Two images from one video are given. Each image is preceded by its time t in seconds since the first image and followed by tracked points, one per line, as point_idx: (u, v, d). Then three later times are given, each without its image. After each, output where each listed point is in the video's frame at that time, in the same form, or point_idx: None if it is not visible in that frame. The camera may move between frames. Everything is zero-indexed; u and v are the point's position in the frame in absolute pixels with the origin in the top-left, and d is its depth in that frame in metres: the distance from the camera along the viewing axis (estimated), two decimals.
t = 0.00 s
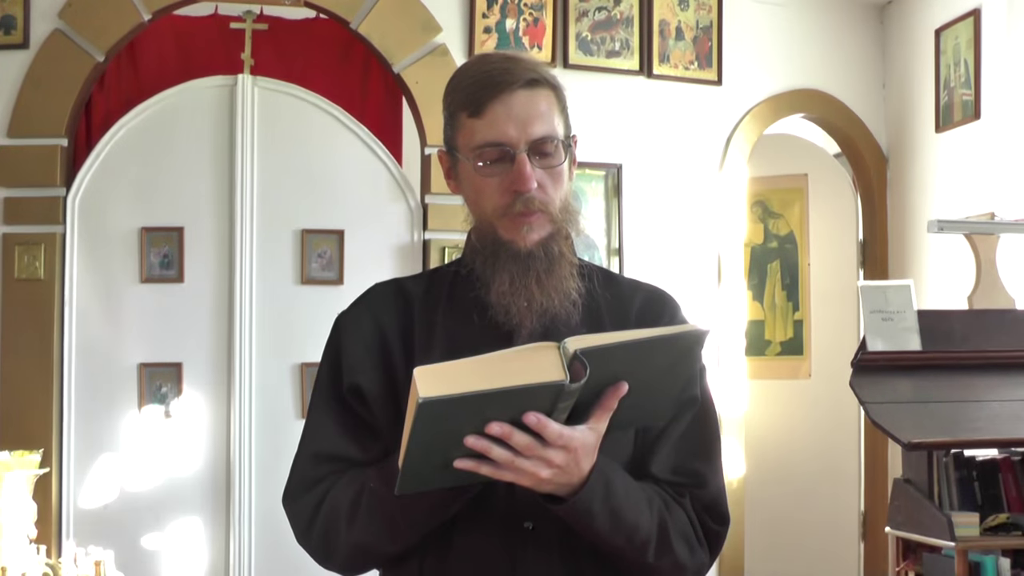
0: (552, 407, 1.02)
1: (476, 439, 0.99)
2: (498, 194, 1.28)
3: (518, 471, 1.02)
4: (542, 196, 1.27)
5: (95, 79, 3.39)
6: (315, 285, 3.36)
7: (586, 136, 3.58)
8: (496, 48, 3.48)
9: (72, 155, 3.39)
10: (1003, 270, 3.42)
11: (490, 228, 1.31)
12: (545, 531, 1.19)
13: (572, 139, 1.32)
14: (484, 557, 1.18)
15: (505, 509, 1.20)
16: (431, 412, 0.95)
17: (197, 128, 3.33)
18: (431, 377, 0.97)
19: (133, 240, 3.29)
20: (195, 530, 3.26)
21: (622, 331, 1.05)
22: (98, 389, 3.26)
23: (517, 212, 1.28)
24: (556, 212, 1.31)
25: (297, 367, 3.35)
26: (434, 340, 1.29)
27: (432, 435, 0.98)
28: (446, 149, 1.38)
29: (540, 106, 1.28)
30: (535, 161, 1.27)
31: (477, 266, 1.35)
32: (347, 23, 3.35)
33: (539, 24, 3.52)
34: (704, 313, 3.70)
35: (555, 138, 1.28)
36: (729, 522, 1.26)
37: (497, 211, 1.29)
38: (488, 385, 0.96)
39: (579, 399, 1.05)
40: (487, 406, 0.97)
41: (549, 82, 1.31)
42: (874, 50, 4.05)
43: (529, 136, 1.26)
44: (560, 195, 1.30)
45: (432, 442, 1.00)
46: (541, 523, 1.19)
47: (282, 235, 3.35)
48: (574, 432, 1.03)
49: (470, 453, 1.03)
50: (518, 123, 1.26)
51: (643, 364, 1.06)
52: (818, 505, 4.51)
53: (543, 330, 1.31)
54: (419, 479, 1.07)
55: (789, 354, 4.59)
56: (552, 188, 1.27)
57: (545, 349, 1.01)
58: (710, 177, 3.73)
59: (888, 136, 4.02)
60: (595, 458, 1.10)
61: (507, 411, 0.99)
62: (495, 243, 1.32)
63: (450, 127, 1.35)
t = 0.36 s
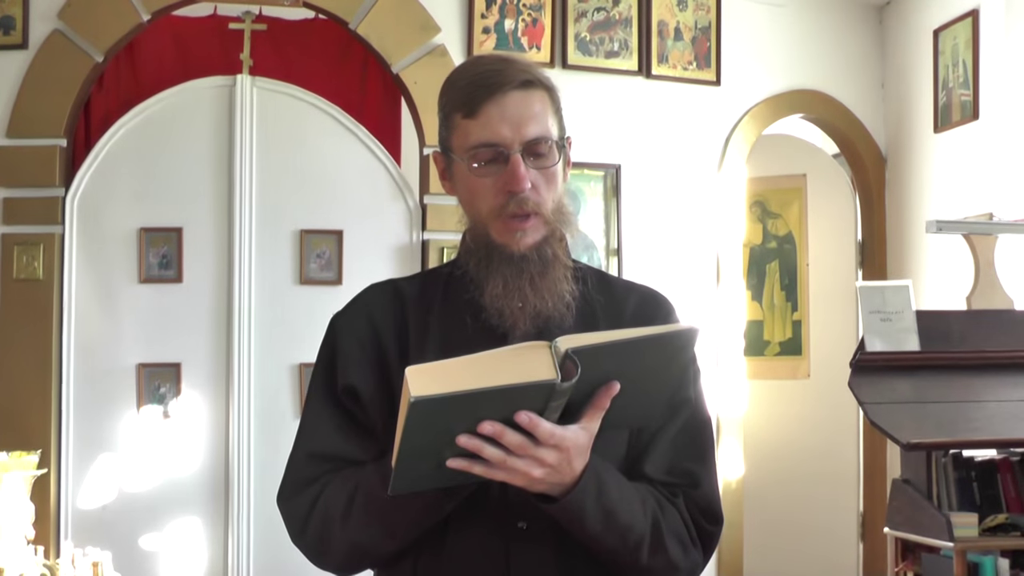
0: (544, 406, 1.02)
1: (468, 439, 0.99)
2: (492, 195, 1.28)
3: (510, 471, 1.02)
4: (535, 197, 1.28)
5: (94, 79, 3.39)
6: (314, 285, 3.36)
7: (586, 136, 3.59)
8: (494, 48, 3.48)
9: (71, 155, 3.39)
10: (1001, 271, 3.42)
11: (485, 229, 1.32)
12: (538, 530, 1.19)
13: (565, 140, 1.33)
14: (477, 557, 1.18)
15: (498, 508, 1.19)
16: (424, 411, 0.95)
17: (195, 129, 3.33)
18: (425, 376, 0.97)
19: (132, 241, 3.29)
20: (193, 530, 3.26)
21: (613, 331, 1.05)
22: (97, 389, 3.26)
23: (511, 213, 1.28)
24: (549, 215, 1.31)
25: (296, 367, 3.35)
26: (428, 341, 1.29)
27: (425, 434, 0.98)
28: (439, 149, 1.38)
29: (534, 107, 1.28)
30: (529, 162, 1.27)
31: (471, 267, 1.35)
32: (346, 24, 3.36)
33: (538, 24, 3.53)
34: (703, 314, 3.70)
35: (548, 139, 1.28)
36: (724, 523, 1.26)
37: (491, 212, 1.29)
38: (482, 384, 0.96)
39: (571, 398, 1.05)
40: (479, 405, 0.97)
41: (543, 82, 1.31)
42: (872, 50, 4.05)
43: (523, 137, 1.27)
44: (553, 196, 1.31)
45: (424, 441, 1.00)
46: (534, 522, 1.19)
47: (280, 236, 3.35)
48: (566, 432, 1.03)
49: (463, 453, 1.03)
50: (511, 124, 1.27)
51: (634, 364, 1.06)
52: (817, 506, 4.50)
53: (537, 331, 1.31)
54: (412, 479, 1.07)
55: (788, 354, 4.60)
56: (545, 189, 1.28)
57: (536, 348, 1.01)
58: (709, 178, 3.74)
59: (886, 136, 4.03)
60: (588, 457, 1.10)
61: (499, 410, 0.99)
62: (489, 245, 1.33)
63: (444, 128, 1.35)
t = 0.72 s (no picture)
0: (536, 406, 1.01)
1: (461, 438, 0.99)
2: (488, 195, 1.28)
3: (503, 470, 1.01)
4: (531, 197, 1.27)
5: (95, 81, 3.39)
6: (315, 286, 3.36)
7: (587, 137, 3.59)
8: (494, 49, 3.48)
9: (72, 157, 3.40)
10: (1002, 271, 3.42)
11: (481, 230, 1.32)
12: (532, 529, 1.19)
13: (561, 140, 1.33)
14: (471, 555, 1.18)
15: (493, 507, 1.19)
16: (416, 410, 0.95)
17: (196, 130, 3.33)
18: (417, 376, 0.97)
19: (133, 242, 3.29)
20: (194, 531, 3.26)
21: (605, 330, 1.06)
22: (98, 390, 3.26)
23: (507, 213, 1.28)
24: (546, 214, 1.31)
25: (297, 368, 3.35)
26: (424, 340, 1.29)
27: (418, 433, 0.98)
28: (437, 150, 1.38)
29: (530, 108, 1.28)
30: (525, 162, 1.27)
31: (468, 267, 1.35)
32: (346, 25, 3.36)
33: (538, 25, 3.53)
34: (703, 315, 3.69)
35: (544, 139, 1.28)
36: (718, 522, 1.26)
37: (487, 212, 1.29)
38: (474, 384, 0.96)
39: (563, 398, 1.05)
40: (471, 404, 0.97)
41: (539, 84, 1.31)
42: (873, 50, 4.05)
43: (519, 138, 1.26)
44: (549, 197, 1.31)
45: (417, 440, 1.00)
46: (528, 521, 1.19)
47: (280, 236, 3.35)
48: (559, 431, 1.03)
49: (455, 452, 1.03)
50: (508, 125, 1.27)
51: (628, 363, 1.06)
52: (818, 508, 4.49)
53: (533, 330, 1.30)
54: (405, 479, 1.07)
55: (788, 355, 4.59)
56: (542, 189, 1.28)
57: (528, 348, 1.01)
58: (709, 179, 3.73)
59: (886, 136, 4.02)
60: (581, 457, 1.10)
61: (491, 408, 0.99)
62: (486, 246, 1.33)
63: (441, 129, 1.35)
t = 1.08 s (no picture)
0: (535, 409, 1.01)
1: (460, 441, 0.99)
2: (496, 197, 1.27)
3: (502, 473, 1.01)
4: (538, 198, 1.27)
5: (98, 81, 3.40)
6: (318, 286, 3.36)
7: (590, 137, 3.59)
8: (497, 50, 3.48)
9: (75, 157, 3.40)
10: (1005, 272, 3.41)
11: (487, 231, 1.32)
12: (532, 530, 1.19)
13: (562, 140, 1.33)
14: (471, 555, 1.18)
15: (492, 509, 1.19)
16: (416, 414, 0.95)
17: (199, 130, 3.33)
18: (418, 380, 0.97)
19: (135, 242, 3.29)
20: (197, 532, 3.26)
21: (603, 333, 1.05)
22: (101, 391, 3.26)
23: (514, 214, 1.28)
24: (549, 214, 1.31)
25: (300, 369, 3.35)
26: (427, 340, 1.29)
27: (418, 435, 0.98)
28: (437, 153, 1.38)
29: (532, 109, 1.28)
30: (530, 163, 1.27)
31: (471, 268, 1.35)
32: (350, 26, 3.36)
33: (541, 25, 3.53)
34: (706, 315, 3.69)
35: (547, 139, 1.28)
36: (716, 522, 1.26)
37: (494, 214, 1.29)
38: (475, 388, 0.96)
39: (562, 401, 1.05)
40: (471, 408, 0.97)
41: (539, 85, 1.32)
42: (877, 51, 4.05)
43: (524, 139, 1.26)
44: (552, 196, 1.31)
45: (417, 443, 1.00)
46: (528, 522, 1.19)
47: (282, 236, 3.35)
48: (558, 434, 1.03)
49: (454, 455, 1.03)
50: (512, 126, 1.26)
51: (626, 365, 1.06)
52: (821, 509, 4.48)
53: (537, 330, 1.30)
54: (405, 480, 1.07)
55: (792, 356, 4.60)
56: (546, 189, 1.28)
57: (528, 351, 1.01)
58: (712, 180, 3.73)
59: (890, 137, 4.02)
60: (580, 459, 1.10)
61: (491, 412, 0.98)
62: (491, 246, 1.32)
63: (443, 131, 1.35)
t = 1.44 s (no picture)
0: (535, 412, 1.01)
1: (460, 444, 0.99)
2: (496, 197, 1.28)
3: (502, 476, 1.01)
4: (539, 198, 1.27)
5: (99, 82, 3.40)
6: (319, 287, 3.36)
7: (592, 138, 3.59)
8: (499, 51, 3.48)
9: (77, 158, 3.40)
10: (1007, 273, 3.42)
11: (487, 231, 1.32)
12: (532, 532, 1.18)
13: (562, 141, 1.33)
14: (472, 557, 1.18)
15: (493, 511, 1.19)
16: (416, 418, 0.95)
17: (200, 131, 3.33)
18: (418, 385, 0.96)
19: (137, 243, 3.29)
20: (199, 532, 3.26)
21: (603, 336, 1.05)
22: (103, 391, 3.26)
23: (515, 214, 1.28)
24: (550, 215, 1.31)
25: (303, 369, 3.36)
26: (427, 341, 1.29)
27: (418, 439, 0.98)
28: (437, 153, 1.38)
29: (533, 109, 1.28)
30: (531, 164, 1.27)
31: (471, 268, 1.35)
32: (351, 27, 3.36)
33: (543, 27, 3.53)
34: (708, 316, 3.69)
35: (547, 139, 1.28)
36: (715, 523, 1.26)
37: (495, 214, 1.29)
38: (475, 392, 0.96)
39: (562, 403, 1.05)
40: (471, 412, 0.97)
41: (539, 85, 1.32)
42: (879, 52, 4.05)
43: (525, 140, 1.26)
44: (553, 196, 1.31)
45: (416, 447, 0.99)
46: (528, 523, 1.18)
47: (283, 237, 3.35)
48: (557, 436, 1.03)
49: (454, 458, 1.03)
50: (513, 126, 1.26)
51: (625, 367, 1.06)
52: (823, 510, 4.48)
53: (537, 331, 1.30)
54: (405, 483, 1.07)
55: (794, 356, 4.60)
56: (547, 189, 1.28)
57: (528, 354, 1.01)
58: (713, 181, 3.74)
59: (892, 138, 4.02)
60: (580, 460, 1.10)
61: (491, 415, 0.98)
62: (491, 247, 1.32)
63: (443, 132, 1.35)
